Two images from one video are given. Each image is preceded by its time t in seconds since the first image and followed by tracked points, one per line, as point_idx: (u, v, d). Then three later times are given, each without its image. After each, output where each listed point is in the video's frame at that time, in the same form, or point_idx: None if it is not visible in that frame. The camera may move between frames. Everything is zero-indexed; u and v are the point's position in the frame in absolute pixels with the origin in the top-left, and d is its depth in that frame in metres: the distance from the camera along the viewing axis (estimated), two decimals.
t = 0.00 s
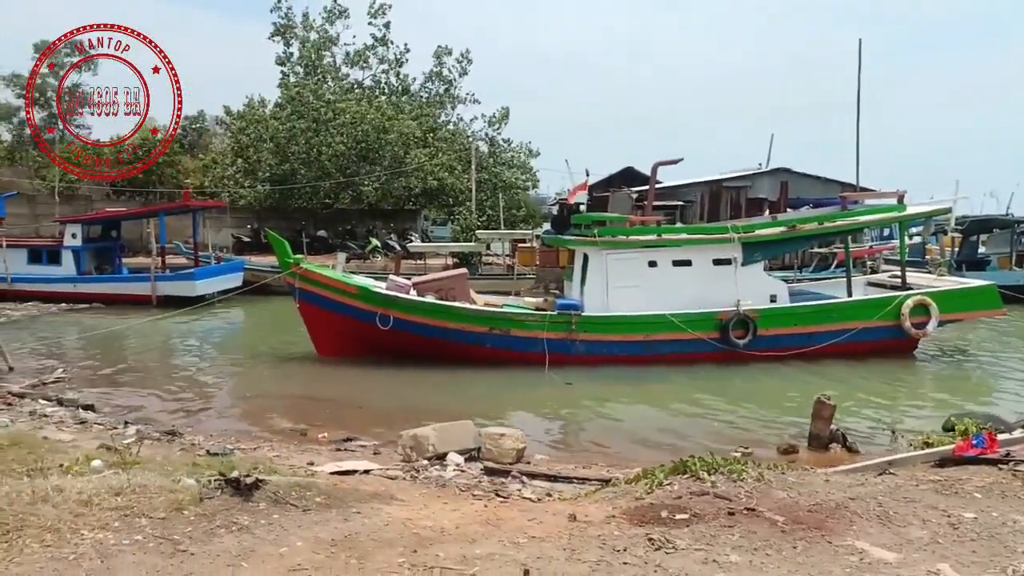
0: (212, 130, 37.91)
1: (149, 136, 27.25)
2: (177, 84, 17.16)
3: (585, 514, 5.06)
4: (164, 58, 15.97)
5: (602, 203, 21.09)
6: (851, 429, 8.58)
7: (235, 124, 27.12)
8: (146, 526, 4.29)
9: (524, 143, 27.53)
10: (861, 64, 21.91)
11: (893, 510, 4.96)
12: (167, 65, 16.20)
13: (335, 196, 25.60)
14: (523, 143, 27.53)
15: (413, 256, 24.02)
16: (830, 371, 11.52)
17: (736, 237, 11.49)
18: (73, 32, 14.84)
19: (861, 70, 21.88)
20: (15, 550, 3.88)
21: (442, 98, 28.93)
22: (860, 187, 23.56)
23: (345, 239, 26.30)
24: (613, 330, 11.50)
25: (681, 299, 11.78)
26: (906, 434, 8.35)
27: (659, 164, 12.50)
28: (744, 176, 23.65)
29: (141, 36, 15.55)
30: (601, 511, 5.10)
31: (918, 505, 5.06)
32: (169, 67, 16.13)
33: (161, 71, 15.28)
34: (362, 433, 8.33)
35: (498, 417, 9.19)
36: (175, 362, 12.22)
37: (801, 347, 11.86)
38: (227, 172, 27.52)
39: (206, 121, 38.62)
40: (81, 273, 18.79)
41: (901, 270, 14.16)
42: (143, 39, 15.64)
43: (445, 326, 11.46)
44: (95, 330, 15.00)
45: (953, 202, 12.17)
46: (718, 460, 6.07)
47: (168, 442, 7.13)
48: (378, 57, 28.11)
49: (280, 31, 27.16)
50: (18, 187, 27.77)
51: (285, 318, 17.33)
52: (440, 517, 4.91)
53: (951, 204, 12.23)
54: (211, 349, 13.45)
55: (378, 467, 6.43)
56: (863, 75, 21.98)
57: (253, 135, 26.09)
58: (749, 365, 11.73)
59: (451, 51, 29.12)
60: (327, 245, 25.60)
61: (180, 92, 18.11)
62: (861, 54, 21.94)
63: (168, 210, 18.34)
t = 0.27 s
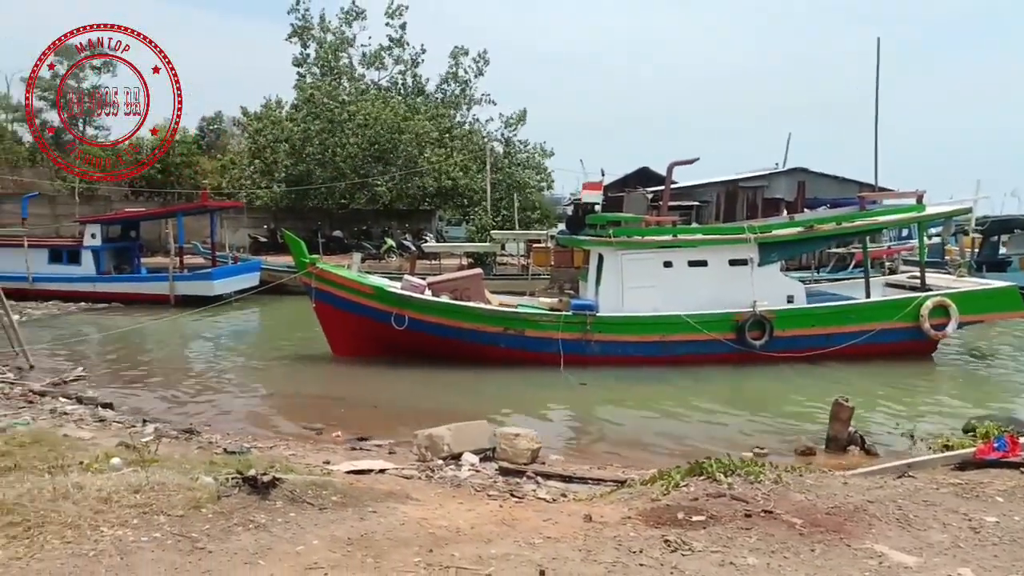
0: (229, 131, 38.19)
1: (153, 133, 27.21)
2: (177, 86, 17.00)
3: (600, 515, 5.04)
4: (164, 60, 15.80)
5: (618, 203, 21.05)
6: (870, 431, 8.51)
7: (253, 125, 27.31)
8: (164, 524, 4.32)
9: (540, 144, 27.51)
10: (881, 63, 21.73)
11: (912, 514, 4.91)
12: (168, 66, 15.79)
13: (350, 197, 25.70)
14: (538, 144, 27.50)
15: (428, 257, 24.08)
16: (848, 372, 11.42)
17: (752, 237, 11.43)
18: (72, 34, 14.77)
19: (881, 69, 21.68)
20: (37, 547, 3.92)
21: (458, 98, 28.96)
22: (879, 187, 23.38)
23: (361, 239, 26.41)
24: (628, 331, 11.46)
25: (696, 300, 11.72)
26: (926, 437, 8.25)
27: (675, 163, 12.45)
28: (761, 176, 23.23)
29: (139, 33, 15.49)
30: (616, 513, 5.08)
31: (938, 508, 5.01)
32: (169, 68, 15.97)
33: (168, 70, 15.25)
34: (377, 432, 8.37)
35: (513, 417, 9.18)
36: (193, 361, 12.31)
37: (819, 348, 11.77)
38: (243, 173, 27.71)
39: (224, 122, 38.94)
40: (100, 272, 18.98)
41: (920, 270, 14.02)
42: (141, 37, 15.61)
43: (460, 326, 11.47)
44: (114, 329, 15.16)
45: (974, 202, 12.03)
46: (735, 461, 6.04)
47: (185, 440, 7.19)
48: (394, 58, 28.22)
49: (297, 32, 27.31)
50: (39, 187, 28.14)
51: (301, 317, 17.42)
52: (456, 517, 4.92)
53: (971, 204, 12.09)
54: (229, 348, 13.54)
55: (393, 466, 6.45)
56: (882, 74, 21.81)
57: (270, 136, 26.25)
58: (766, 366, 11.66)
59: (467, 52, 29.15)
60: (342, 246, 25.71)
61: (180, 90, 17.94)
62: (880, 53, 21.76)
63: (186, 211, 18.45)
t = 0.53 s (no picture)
0: (246, 132, 38.46)
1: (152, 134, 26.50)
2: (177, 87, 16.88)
3: (615, 515, 5.03)
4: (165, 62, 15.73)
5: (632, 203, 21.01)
6: (888, 432, 8.43)
7: (269, 126, 27.48)
8: (182, 522, 4.36)
9: (554, 144, 27.48)
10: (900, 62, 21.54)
11: (932, 517, 4.86)
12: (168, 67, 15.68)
13: (365, 197, 25.80)
14: (553, 144, 27.48)
15: (443, 256, 24.13)
16: (865, 373, 11.33)
17: (769, 237, 11.36)
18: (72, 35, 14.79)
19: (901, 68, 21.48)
20: (57, 543, 3.96)
21: (473, 98, 29.00)
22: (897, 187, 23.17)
23: (375, 239, 26.51)
24: (643, 331, 11.43)
25: (712, 300, 11.66)
26: (945, 439, 8.16)
27: (691, 163, 12.41)
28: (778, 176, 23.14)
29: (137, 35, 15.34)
30: (632, 513, 5.07)
31: (958, 511, 4.95)
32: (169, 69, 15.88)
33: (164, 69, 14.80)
34: (392, 432, 8.39)
35: (527, 417, 9.18)
36: (210, 360, 12.40)
37: (837, 349, 11.68)
38: (259, 173, 27.87)
39: (240, 123, 39.22)
40: (119, 272, 19.16)
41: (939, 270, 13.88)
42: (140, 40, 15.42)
43: (474, 326, 11.48)
44: (133, 328, 15.31)
45: (994, 202, 11.90)
46: (751, 463, 6.01)
47: (202, 439, 7.24)
48: (409, 58, 28.30)
49: (314, 33, 27.46)
50: (59, 188, 28.47)
51: (317, 317, 17.51)
52: (471, 517, 4.92)
53: (992, 204, 11.95)
54: (245, 347, 13.63)
55: (408, 465, 6.46)
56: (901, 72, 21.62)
57: (286, 137, 26.38)
58: (782, 366, 11.58)
59: (483, 51, 29.18)
60: (357, 245, 25.81)
61: (178, 88, 17.03)
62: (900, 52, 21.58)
63: (203, 211, 18.57)
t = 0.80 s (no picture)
0: (263, 134, 38.72)
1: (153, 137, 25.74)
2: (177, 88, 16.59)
3: (631, 517, 5.01)
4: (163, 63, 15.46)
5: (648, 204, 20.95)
6: (907, 436, 8.35)
7: (286, 128, 27.63)
8: (200, 521, 4.39)
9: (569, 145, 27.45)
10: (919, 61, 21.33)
11: (952, 521, 4.81)
12: (168, 68, 15.41)
13: (381, 198, 25.89)
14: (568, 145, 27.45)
15: (458, 258, 24.17)
16: (883, 376, 11.22)
17: (786, 239, 11.29)
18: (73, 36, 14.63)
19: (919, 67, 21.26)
20: (78, 541, 4.00)
21: (488, 99, 29.01)
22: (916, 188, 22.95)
23: (391, 240, 26.59)
24: (658, 333, 11.40)
25: (728, 302, 11.61)
26: (965, 442, 8.07)
27: (707, 164, 12.36)
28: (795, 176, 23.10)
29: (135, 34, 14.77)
30: (648, 516, 5.05)
31: (979, 516, 4.90)
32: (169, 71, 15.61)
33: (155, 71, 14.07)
34: (408, 432, 8.41)
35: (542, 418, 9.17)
36: (227, 361, 12.49)
37: (855, 352, 11.59)
38: (276, 175, 28.03)
39: (257, 125, 39.49)
40: (138, 273, 19.34)
41: (959, 271, 13.73)
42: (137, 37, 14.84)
43: (489, 327, 11.49)
44: (152, 329, 15.45)
45: (1016, 203, 11.75)
46: (768, 466, 5.97)
47: (220, 438, 7.30)
48: (425, 60, 28.38)
49: (330, 35, 27.59)
50: (80, 190, 28.80)
51: (333, 318, 17.59)
52: (485, 518, 4.93)
53: (1013, 204, 11.82)
54: (262, 348, 13.72)
55: (423, 466, 6.47)
56: (919, 72, 21.43)
57: (302, 139, 26.52)
58: (799, 369, 11.50)
59: (498, 53, 29.21)
60: (372, 246, 25.91)
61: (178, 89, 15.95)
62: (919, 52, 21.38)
63: (221, 212, 18.69)
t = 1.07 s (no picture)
0: (282, 136, 39.03)
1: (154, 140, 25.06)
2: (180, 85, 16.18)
3: (648, 520, 4.99)
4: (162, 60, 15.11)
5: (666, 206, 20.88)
6: (929, 440, 8.26)
7: (305, 130, 27.82)
8: (220, 519, 4.43)
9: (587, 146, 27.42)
10: (940, 60, 21.09)
11: (975, 527, 4.75)
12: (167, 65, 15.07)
13: (399, 200, 26.00)
14: (585, 146, 27.42)
15: (475, 259, 24.22)
16: (904, 379, 11.11)
17: (805, 240, 11.20)
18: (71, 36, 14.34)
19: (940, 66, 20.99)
20: (100, 538, 4.05)
21: (505, 101, 29.07)
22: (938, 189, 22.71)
23: (408, 241, 26.67)
24: (676, 335, 11.35)
25: (746, 304, 11.54)
26: (988, 447, 7.96)
27: (725, 165, 12.30)
28: (816, 176, 22.89)
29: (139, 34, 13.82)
30: (665, 518, 5.03)
31: (1003, 522, 4.83)
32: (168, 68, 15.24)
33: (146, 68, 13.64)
34: (425, 433, 8.43)
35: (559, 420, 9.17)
36: (246, 360, 12.59)
37: (876, 355, 11.48)
38: (295, 177, 28.23)
39: (276, 128, 39.80)
40: (159, 273, 19.53)
41: (981, 274, 13.57)
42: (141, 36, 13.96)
43: (506, 328, 11.50)
44: (173, 328, 15.61)
45: None
46: (787, 469, 5.93)
47: (240, 438, 7.35)
48: (443, 62, 28.47)
49: (349, 38, 27.75)
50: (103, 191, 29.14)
51: (351, 319, 17.68)
52: (502, 519, 4.93)
53: None
54: (281, 348, 13.82)
55: (441, 467, 6.49)
56: (942, 71, 21.17)
57: (321, 140, 26.68)
58: (818, 371, 11.42)
59: (515, 55, 29.26)
60: (390, 247, 26.00)
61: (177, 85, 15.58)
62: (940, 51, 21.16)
63: (240, 213, 18.82)
